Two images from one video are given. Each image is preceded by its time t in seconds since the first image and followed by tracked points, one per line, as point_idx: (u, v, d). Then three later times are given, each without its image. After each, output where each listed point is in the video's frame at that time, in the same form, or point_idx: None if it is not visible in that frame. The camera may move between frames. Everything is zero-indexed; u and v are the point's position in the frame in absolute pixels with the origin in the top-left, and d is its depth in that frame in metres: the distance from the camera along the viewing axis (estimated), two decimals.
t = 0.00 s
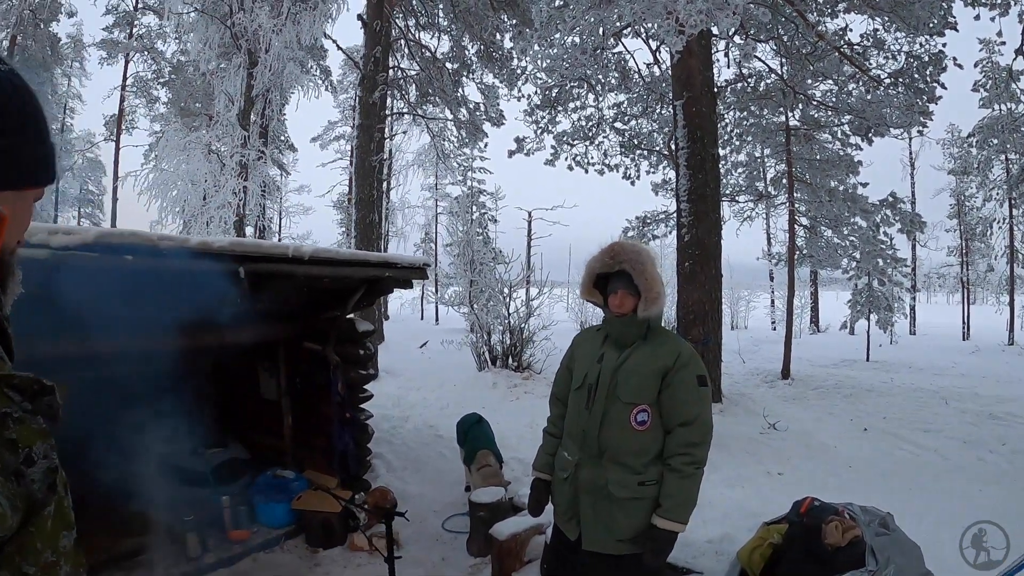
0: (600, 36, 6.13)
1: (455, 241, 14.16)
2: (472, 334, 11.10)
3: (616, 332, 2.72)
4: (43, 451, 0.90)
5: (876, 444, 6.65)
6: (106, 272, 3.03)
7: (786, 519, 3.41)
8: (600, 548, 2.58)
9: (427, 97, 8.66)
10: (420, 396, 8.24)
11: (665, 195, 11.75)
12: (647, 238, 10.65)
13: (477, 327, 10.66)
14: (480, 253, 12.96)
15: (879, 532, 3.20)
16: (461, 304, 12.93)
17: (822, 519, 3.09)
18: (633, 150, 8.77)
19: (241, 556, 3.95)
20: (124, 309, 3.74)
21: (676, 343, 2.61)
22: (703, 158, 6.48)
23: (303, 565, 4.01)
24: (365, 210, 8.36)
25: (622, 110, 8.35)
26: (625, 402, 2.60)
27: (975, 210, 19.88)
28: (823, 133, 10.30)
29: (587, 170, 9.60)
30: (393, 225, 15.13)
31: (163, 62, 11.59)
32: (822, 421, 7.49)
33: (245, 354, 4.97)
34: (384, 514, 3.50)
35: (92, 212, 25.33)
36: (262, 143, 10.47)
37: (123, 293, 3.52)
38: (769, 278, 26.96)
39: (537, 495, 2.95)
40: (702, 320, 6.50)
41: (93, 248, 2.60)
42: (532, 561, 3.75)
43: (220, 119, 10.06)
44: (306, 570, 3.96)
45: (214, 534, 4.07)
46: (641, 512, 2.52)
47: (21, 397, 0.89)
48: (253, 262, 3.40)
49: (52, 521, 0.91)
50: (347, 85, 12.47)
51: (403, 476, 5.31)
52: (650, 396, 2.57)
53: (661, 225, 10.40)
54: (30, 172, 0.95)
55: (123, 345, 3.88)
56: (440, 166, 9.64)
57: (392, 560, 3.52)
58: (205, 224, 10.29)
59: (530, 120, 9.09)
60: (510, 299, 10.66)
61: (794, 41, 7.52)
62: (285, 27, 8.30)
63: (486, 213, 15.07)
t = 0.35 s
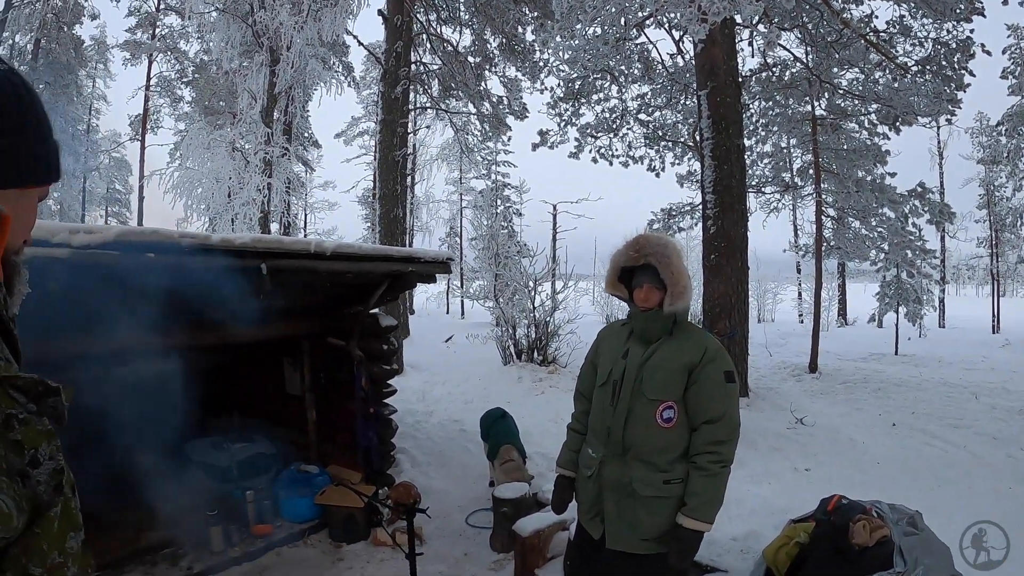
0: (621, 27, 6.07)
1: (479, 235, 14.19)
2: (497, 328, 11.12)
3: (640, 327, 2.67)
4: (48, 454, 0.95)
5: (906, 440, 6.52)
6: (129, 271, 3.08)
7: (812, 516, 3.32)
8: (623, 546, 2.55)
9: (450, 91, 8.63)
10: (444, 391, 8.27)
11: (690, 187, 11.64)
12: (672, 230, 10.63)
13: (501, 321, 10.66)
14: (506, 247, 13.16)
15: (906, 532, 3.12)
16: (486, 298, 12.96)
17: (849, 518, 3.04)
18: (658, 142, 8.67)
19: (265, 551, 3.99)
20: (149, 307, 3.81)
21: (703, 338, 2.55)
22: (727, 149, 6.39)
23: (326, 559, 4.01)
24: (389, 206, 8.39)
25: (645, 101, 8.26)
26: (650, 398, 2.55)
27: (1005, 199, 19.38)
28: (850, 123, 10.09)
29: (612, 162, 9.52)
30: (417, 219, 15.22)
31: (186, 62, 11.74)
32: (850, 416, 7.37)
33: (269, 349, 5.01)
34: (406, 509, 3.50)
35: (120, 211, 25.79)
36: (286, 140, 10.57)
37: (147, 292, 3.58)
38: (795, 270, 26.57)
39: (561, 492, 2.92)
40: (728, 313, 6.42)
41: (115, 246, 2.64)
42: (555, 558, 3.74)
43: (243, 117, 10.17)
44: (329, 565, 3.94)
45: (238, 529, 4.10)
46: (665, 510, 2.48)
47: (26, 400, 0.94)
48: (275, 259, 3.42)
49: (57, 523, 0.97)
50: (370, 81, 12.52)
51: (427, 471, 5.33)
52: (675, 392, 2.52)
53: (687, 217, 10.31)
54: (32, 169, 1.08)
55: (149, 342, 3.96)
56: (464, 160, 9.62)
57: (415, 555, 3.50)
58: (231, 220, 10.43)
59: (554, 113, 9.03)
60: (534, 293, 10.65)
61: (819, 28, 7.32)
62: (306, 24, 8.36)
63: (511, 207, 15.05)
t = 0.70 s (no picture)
0: (628, 15, 6.04)
1: (487, 226, 14.20)
2: (505, 319, 11.14)
3: (651, 317, 2.65)
4: (62, 449, 0.97)
5: (915, 428, 6.50)
6: (140, 267, 3.09)
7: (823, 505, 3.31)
8: (636, 536, 2.56)
9: (456, 83, 8.61)
10: (453, 382, 8.31)
11: (698, 175, 11.61)
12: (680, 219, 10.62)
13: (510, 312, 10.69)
14: (513, 237, 13.21)
15: (917, 519, 3.08)
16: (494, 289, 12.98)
17: (859, 506, 3.02)
18: (664, 131, 8.65)
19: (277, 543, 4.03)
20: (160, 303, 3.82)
21: (713, 327, 2.53)
22: (735, 138, 6.36)
23: (338, 551, 4.03)
24: (396, 198, 8.39)
25: (652, 90, 8.22)
26: (662, 388, 2.54)
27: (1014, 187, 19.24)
28: (858, 110, 10.01)
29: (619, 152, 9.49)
30: (425, 211, 15.23)
31: (190, 58, 11.75)
32: (860, 405, 7.35)
33: (279, 342, 5.06)
34: (416, 500, 3.50)
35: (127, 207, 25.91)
36: (292, 134, 10.58)
37: (158, 288, 3.60)
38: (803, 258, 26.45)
39: (573, 483, 2.92)
40: (737, 302, 6.40)
41: (124, 242, 2.64)
42: (565, 548, 3.77)
43: (249, 111, 10.18)
44: (340, 557, 3.97)
45: (250, 522, 4.12)
46: (677, 499, 2.49)
47: (41, 395, 0.96)
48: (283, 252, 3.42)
49: (72, 519, 0.99)
50: (376, 73, 12.49)
51: (437, 462, 5.35)
52: (686, 381, 2.50)
53: (695, 206, 10.28)
54: (46, 170, 1.15)
55: (160, 338, 3.97)
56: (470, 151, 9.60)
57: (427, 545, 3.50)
58: (239, 214, 10.47)
59: (560, 103, 9.00)
60: (543, 283, 10.66)
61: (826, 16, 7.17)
62: (312, 17, 8.35)
63: (518, 198, 15.03)
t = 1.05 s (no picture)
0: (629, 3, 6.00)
1: (490, 217, 14.19)
2: (509, 310, 11.17)
3: (655, 305, 2.64)
4: (67, 451, 0.98)
5: (920, 415, 6.51)
6: (144, 263, 3.08)
7: (829, 492, 3.31)
8: (642, 525, 2.56)
9: (457, 73, 8.58)
10: (458, 373, 8.33)
11: (700, 163, 11.58)
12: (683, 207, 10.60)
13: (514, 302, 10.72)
14: (516, 227, 13.22)
15: (922, 507, 3.08)
16: (498, 280, 12.99)
17: (865, 494, 3.02)
18: (667, 119, 8.61)
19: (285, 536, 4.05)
20: (164, 298, 3.82)
21: (719, 315, 2.52)
22: (738, 125, 6.33)
23: (345, 542, 4.04)
24: (399, 190, 8.37)
25: (654, 78, 8.18)
26: (667, 377, 2.53)
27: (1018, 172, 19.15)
28: (861, 96, 9.94)
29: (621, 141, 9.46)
30: (427, 202, 15.22)
31: (190, 53, 11.72)
32: (864, 392, 7.36)
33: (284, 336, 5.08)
34: (423, 492, 3.51)
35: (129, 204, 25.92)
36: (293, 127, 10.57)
37: (162, 283, 3.59)
38: (807, 246, 26.38)
39: (578, 472, 2.92)
40: (741, 290, 6.39)
41: (129, 238, 2.64)
42: (573, 536, 3.79)
43: (250, 105, 10.16)
44: (348, 548, 3.99)
45: (258, 515, 4.13)
46: (684, 488, 2.49)
47: (45, 398, 0.97)
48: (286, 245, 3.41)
49: (78, 520, 1.00)
50: (376, 65, 12.44)
51: (443, 453, 5.36)
52: (692, 369, 2.49)
53: (698, 193, 10.26)
54: (48, 170, 1.18)
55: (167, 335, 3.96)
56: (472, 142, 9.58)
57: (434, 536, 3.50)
58: (241, 208, 10.47)
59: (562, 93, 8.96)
60: (547, 273, 10.67)
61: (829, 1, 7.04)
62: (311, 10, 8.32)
63: (520, 187, 15.02)
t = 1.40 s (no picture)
0: None
1: (490, 216, 14.20)
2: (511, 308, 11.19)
3: (655, 299, 2.64)
4: (72, 452, 1.00)
5: (923, 406, 6.51)
6: (143, 268, 3.08)
7: (834, 485, 3.32)
8: (647, 519, 2.57)
9: (454, 73, 8.59)
10: (461, 373, 8.34)
11: (699, 158, 11.59)
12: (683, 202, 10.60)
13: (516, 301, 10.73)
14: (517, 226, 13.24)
15: (927, 497, 3.08)
16: (499, 278, 13.00)
17: (869, 485, 3.03)
18: (665, 115, 8.61)
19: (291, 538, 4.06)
20: (165, 302, 3.83)
21: (719, 307, 2.53)
22: (736, 119, 6.34)
23: (351, 543, 4.06)
24: (398, 190, 8.37)
25: (651, 74, 8.18)
26: (669, 370, 2.53)
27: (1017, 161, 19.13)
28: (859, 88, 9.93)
29: (619, 137, 9.45)
30: (427, 203, 15.23)
31: (187, 59, 11.73)
32: (867, 384, 7.37)
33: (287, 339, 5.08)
34: (428, 490, 3.51)
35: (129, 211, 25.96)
36: (292, 130, 10.59)
37: (162, 288, 3.60)
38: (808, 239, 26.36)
39: (582, 468, 2.92)
40: (742, 284, 6.39)
41: (131, 244, 2.65)
42: (578, 532, 3.80)
43: (248, 110, 10.18)
44: (354, 549, 4.00)
45: (264, 518, 4.14)
46: (688, 481, 2.50)
47: (49, 399, 0.98)
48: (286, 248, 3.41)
49: (84, 522, 1.01)
50: (374, 67, 12.44)
51: (448, 453, 5.37)
52: (693, 362, 2.50)
53: (698, 188, 10.26)
54: (50, 172, 1.19)
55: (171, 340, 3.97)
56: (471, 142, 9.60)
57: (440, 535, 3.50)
58: (242, 213, 10.49)
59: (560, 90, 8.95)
60: (548, 271, 10.68)
61: None
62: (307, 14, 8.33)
63: (520, 185, 15.03)
